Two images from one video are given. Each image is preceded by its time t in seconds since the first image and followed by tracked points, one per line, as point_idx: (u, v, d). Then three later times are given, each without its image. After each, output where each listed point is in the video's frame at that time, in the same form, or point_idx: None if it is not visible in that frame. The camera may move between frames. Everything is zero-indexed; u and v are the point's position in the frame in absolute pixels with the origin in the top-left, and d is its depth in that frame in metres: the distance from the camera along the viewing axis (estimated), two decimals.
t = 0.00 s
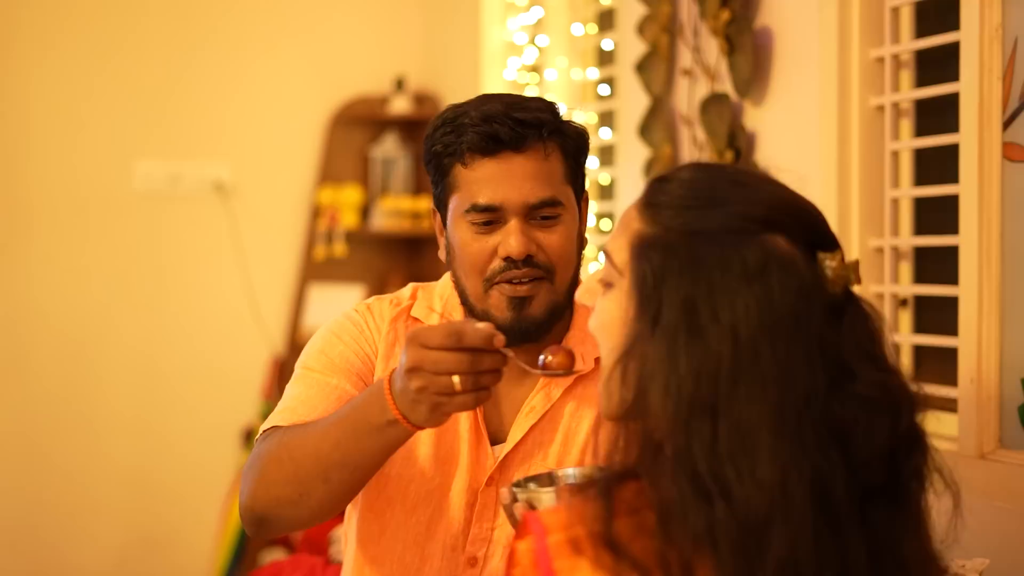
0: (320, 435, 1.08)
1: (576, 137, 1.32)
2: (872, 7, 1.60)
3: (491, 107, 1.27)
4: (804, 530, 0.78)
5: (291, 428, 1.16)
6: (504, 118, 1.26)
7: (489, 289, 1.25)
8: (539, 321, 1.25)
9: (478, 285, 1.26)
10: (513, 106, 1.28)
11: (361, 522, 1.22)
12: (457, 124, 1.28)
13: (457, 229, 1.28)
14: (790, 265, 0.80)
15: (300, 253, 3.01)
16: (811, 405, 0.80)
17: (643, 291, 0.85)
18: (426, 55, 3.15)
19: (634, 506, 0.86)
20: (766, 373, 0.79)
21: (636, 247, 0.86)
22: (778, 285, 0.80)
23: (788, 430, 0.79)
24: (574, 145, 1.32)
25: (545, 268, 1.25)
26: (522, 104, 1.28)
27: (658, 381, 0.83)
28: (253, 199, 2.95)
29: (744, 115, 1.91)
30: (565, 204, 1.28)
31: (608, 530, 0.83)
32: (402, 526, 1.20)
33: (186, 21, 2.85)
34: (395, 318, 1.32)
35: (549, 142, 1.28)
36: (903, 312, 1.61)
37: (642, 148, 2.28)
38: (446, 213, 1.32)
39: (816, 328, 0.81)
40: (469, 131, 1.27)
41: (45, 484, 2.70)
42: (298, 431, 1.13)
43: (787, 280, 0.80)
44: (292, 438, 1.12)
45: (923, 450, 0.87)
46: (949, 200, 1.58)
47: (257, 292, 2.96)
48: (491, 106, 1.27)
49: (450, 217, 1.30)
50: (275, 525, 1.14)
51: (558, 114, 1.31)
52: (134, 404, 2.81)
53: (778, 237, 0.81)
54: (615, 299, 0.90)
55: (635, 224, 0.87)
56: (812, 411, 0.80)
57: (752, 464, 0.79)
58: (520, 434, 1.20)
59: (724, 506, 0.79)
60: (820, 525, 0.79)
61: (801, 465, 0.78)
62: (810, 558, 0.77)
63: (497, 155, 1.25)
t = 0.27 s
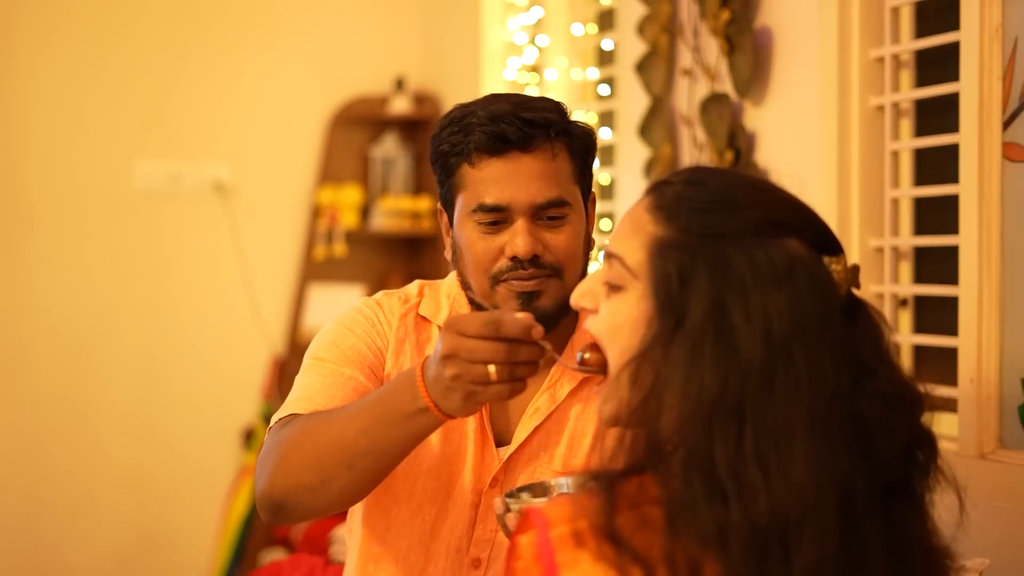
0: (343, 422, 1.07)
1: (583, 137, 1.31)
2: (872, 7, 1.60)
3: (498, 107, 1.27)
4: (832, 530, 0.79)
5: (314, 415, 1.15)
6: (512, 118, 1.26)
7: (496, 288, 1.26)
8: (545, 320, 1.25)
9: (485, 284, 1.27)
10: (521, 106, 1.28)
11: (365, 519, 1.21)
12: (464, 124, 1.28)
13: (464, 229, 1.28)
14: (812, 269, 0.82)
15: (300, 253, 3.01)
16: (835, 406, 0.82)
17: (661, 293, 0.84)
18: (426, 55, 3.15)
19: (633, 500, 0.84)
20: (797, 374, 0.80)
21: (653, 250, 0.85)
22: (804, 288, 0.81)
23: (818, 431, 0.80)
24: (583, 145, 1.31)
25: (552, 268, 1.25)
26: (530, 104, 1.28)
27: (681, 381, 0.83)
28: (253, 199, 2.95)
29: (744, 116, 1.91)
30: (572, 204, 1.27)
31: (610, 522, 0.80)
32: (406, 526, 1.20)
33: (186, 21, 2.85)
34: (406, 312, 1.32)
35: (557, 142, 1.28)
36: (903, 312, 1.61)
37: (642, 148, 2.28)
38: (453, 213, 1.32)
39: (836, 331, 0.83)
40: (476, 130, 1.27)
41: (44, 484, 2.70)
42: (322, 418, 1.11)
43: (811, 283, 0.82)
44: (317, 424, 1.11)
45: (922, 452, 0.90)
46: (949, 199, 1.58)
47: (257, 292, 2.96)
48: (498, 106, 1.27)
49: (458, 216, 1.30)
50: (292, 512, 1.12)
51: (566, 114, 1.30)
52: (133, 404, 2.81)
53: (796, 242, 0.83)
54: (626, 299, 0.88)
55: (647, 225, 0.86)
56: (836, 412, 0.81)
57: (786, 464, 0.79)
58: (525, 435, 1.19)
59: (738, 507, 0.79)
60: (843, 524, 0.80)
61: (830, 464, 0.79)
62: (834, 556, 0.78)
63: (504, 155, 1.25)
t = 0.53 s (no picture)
0: (360, 404, 1.06)
1: (584, 136, 1.31)
2: (872, 7, 1.60)
3: (499, 106, 1.27)
4: (845, 530, 0.79)
5: (328, 400, 1.13)
6: (511, 117, 1.26)
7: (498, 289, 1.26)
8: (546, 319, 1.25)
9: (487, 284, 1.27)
10: (521, 105, 1.27)
11: (369, 517, 1.22)
12: (464, 124, 1.29)
13: (465, 229, 1.28)
14: (816, 268, 0.83)
15: (300, 253, 3.01)
16: (844, 406, 0.82)
17: (667, 296, 0.84)
18: (426, 55, 3.15)
19: (640, 500, 0.84)
20: (806, 374, 0.80)
21: (659, 258, 0.85)
22: (810, 288, 0.82)
23: (829, 430, 0.80)
24: (583, 144, 1.31)
25: (554, 268, 1.25)
26: (530, 103, 1.28)
27: (691, 385, 0.83)
28: (253, 198, 2.95)
29: (744, 115, 1.91)
30: (573, 203, 1.27)
31: (617, 521, 0.81)
32: (408, 525, 1.20)
33: (186, 21, 2.85)
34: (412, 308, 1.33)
35: (558, 141, 1.28)
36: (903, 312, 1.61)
37: (642, 148, 2.28)
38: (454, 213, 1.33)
39: (840, 330, 0.83)
40: (476, 130, 1.27)
41: (44, 483, 2.70)
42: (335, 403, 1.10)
43: (816, 283, 0.82)
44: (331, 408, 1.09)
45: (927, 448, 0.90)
46: (949, 199, 1.59)
47: (257, 292, 2.96)
48: (498, 106, 1.27)
49: (458, 217, 1.30)
50: (303, 497, 1.11)
51: (566, 113, 1.30)
52: (133, 404, 2.81)
53: (798, 241, 0.84)
54: (630, 307, 0.88)
55: (648, 232, 0.86)
56: (844, 411, 0.82)
57: (801, 466, 0.79)
58: (526, 435, 1.19)
59: (754, 511, 0.79)
60: (855, 524, 0.80)
61: (841, 464, 0.80)
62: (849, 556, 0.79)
63: (504, 155, 1.26)
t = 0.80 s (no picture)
0: (350, 397, 1.07)
1: (581, 135, 1.31)
2: (872, 8, 1.60)
3: (496, 105, 1.27)
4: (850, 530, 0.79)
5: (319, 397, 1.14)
6: (509, 116, 1.26)
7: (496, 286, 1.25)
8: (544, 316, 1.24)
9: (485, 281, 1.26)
10: (518, 104, 1.28)
11: (369, 515, 1.21)
12: (462, 122, 1.28)
13: (464, 227, 1.28)
14: (823, 265, 0.82)
15: (300, 253, 3.01)
16: (850, 404, 0.82)
17: (672, 294, 0.84)
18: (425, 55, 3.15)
19: (641, 497, 0.84)
20: (811, 373, 0.80)
21: (667, 263, 0.85)
22: (817, 286, 0.81)
23: (834, 428, 0.80)
24: (580, 142, 1.31)
25: (552, 264, 1.24)
26: (527, 102, 1.28)
27: (697, 385, 0.83)
28: (253, 198, 2.95)
29: (744, 115, 1.91)
30: (571, 201, 1.27)
31: (618, 519, 0.81)
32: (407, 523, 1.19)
33: (186, 21, 2.85)
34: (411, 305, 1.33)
35: (555, 139, 1.28)
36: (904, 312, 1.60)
37: (642, 148, 2.28)
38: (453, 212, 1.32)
39: (847, 328, 0.83)
40: (474, 128, 1.27)
41: (44, 483, 2.70)
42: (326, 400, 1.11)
43: (823, 280, 0.82)
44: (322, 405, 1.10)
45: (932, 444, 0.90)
46: (949, 199, 1.59)
47: (257, 292, 2.96)
48: (496, 104, 1.27)
49: (457, 215, 1.30)
50: (297, 491, 1.11)
51: (563, 111, 1.30)
52: (133, 403, 2.81)
53: (805, 238, 0.83)
54: (640, 312, 0.87)
55: (655, 237, 0.86)
56: (850, 410, 0.82)
57: (806, 464, 0.79)
58: (525, 432, 1.20)
59: (759, 510, 0.79)
60: (859, 522, 0.80)
61: (847, 464, 0.80)
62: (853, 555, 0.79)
63: (501, 153, 1.25)
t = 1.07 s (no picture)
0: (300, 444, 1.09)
1: (582, 136, 1.31)
2: (872, 8, 1.60)
3: (499, 103, 1.27)
4: (861, 532, 0.79)
5: (276, 442, 1.17)
6: (512, 114, 1.26)
7: (492, 283, 1.25)
8: (540, 314, 1.24)
9: (480, 277, 1.26)
10: (521, 102, 1.27)
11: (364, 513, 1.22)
12: (464, 119, 1.28)
13: (461, 222, 1.27)
14: (840, 265, 0.82)
15: (300, 253, 3.01)
16: (863, 406, 0.82)
17: (687, 285, 0.84)
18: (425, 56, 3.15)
19: (646, 494, 0.83)
20: (824, 373, 0.81)
21: (682, 262, 0.85)
22: (833, 286, 0.81)
23: (844, 431, 0.80)
24: (581, 143, 1.31)
25: (549, 265, 1.24)
26: (530, 101, 1.27)
27: (711, 384, 0.83)
28: (253, 199, 2.95)
29: (744, 115, 1.91)
30: (569, 201, 1.27)
31: (621, 515, 0.80)
32: (402, 519, 1.20)
33: (186, 21, 2.85)
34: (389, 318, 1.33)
35: (556, 139, 1.28)
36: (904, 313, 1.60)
37: (642, 148, 2.28)
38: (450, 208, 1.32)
39: (862, 331, 0.83)
40: (476, 125, 1.26)
41: (44, 483, 2.70)
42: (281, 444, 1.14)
43: (840, 281, 0.82)
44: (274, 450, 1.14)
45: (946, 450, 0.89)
46: (949, 199, 1.59)
47: (257, 292, 2.96)
48: (498, 102, 1.27)
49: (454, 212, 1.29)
50: (271, 536, 1.14)
51: (564, 112, 1.30)
52: (132, 403, 2.81)
53: (823, 238, 0.83)
54: (658, 313, 0.87)
55: (673, 236, 0.86)
56: (861, 411, 0.82)
57: (817, 466, 0.79)
58: (520, 426, 1.20)
59: (770, 512, 0.79)
60: (868, 527, 0.80)
61: (859, 466, 0.80)
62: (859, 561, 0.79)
63: (503, 150, 1.25)
